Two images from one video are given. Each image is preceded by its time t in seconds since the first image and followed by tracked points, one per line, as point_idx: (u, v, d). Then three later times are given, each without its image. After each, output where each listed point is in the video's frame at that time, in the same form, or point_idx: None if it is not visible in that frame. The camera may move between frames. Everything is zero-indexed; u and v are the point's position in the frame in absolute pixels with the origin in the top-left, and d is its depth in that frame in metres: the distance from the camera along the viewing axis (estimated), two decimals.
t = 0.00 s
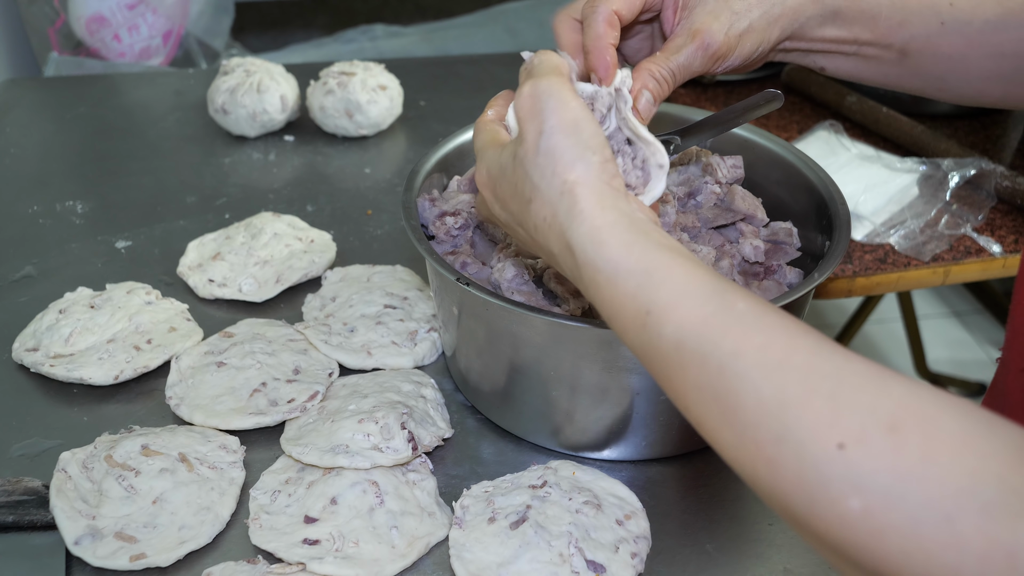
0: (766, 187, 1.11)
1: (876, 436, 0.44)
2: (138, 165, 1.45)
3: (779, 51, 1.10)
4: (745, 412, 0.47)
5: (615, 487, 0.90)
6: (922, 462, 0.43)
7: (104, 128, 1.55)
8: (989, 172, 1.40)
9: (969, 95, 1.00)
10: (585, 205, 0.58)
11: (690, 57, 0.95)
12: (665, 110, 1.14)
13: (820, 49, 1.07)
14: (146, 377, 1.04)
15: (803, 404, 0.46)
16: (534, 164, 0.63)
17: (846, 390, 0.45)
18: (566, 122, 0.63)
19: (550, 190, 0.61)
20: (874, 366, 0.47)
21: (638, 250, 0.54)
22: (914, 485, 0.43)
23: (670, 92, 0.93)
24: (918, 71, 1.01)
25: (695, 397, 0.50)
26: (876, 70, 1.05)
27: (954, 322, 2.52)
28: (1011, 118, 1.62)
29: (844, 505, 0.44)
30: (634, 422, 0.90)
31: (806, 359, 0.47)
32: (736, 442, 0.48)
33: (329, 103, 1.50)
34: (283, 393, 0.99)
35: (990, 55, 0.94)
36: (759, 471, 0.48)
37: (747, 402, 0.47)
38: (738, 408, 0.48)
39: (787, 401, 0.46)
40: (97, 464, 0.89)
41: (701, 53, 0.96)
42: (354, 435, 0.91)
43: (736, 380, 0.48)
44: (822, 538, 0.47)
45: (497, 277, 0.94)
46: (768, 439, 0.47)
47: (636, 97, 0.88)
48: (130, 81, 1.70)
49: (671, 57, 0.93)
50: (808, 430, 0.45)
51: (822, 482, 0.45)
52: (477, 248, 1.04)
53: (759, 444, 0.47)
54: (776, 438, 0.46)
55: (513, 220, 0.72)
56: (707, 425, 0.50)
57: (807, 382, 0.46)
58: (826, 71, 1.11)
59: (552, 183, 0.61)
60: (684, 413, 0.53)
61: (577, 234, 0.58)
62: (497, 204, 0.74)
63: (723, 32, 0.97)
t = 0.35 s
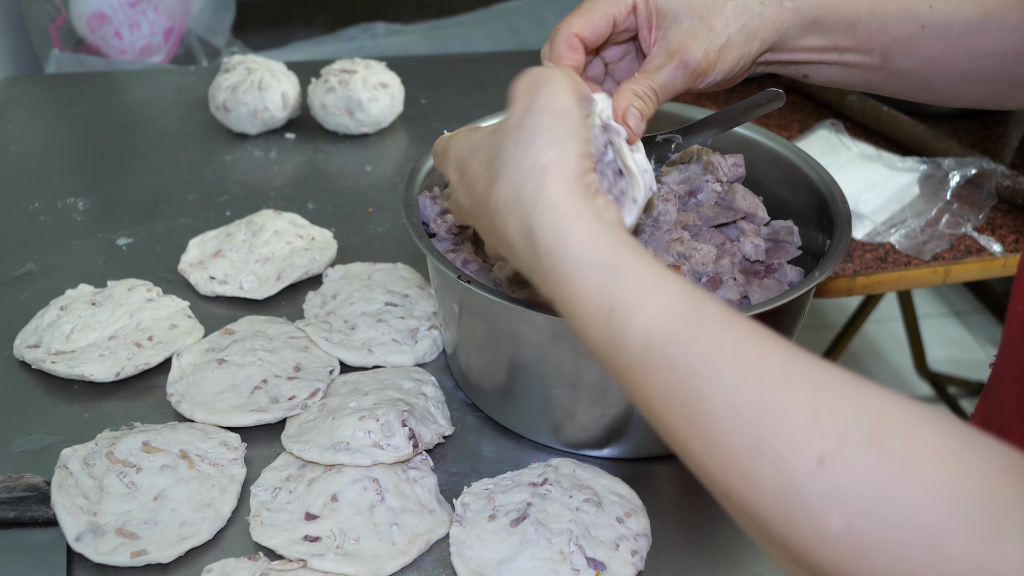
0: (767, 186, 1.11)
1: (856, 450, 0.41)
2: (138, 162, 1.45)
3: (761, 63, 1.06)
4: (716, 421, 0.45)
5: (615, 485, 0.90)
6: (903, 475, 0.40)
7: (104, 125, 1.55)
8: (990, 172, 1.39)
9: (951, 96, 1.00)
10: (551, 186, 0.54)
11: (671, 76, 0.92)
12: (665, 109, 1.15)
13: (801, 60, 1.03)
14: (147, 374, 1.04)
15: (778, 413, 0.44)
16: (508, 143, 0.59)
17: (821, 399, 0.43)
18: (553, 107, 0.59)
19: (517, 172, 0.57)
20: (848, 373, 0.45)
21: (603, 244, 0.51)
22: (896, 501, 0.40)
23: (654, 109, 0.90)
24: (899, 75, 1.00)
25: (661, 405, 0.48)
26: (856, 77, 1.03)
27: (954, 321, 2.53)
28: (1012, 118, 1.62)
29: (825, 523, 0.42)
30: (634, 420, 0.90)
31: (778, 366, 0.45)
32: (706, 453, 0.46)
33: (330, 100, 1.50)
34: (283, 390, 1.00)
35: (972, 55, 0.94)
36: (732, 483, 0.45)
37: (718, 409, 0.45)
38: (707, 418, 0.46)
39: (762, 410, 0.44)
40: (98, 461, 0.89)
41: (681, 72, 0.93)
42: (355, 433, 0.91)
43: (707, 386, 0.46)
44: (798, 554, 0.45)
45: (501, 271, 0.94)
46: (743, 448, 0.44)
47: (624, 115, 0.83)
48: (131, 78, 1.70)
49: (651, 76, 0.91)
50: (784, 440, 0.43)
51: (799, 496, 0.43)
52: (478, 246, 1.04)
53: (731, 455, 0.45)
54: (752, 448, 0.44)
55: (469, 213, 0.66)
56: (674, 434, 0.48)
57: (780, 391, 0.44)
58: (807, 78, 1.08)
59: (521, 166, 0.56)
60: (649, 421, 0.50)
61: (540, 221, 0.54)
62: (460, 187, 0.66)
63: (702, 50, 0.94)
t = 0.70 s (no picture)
0: (770, 184, 1.11)
1: (879, 475, 0.41)
2: (140, 160, 1.46)
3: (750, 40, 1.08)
4: (736, 448, 0.44)
5: (617, 482, 0.90)
6: (928, 503, 0.40)
7: (106, 123, 1.55)
8: (991, 171, 1.40)
9: (939, 84, 1.00)
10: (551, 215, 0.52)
11: (658, 36, 0.94)
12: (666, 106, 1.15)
13: (790, 39, 1.05)
14: (149, 372, 1.04)
15: (801, 442, 0.42)
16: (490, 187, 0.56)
17: (842, 427, 0.42)
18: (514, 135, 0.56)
19: (511, 213, 0.54)
20: (869, 398, 0.43)
21: (612, 263, 0.49)
22: (924, 530, 0.40)
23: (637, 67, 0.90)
24: (888, 61, 1.00)
25: (681, 434, 0.46)
26: (846, 61, 1.04)
27: (955, 320, 2.53)
28: (1014, 117, 1.62)
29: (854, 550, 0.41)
30: (636, 417, 0.90)
31: (797, 391, 0.43)
32: (726, 479, 0.45)
33: (332, 98, 1.50)
34: (286, 388, 1.00)
35: (961, 44, 0.93)
36: (755, 510, 0.44)
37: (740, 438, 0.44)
38: (728, 442, 0.44)
39: (784, 439, 0.43)
40: (101, 458, 0.89)
41: (668, 34, 0.95)
42: (357, 430, 0.91)
43: (724, 411, 0.44)
44: None
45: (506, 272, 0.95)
46: (765, 476, 0.43)
47: (608, 65, 0.81)
48: (132, 76, 1.70)
49: (639, 35, 0.92)
50: (808, 468, 0.42)
51: (825, 529, 0.41)
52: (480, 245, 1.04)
53: (755, 484, 0.43)
54: (775, 476, 0.43)
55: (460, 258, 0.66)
56: (693, 460, 0.46)
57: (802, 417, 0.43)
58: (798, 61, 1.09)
59: (512, 208, 0.54)
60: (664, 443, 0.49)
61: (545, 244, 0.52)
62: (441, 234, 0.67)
63: (691, 14, 0.97)
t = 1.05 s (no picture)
0: (769, 184, 1.11)
1: (943, 473, 0.47)
2: (141, 160, 1.46)
3: (740, 61, 1.07)
4: (820, 445, 0.50)
5: (616, 482, 0.90)
6: (985, 501, 0.46)
7: (107, 123, 1.55)
8: (990, 172, 1.40)
9: (927, 94, 1.02)
10: (650, 234, 0.61)
11: (635, 73, 0.93)
12: (665, 105, 1.15)
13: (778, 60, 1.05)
14: (150, 371, 1.05)
15: (874, 438, 0.49)
16: (583, 204, 0.66)
17: (914, 424, 0.49)
18: (600, 160, 0.66)
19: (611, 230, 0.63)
20: (942, 400, 0.49)
21: (707, 280, 0.56)
22: (980, 524, 0.46)
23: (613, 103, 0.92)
24: (875, 74, 1.01)
25: (768, 429, 0.53)
26: (833, 75, 1.05)
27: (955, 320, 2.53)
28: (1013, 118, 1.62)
29: (913, 538, 0.48)
30: (636, 417, 0.90)
31: (877, 392, 0.50)
32: (807, 471, 0.52)
33: (332, 99, 1.50)
34: (286, 388, 1.00)
35: (949, 56, 0.96)
36: (831, 499, 0.51)
37: (820, 433, 0.51)
38: (810, 439, 0.51)
39: (859, 434, 0.49)
40: (102, 457, 0.90)
41: (647, 70, 0.94)
42: (357, 430, 0.91)
43: (807, 411, 0.51)
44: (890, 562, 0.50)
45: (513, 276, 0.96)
46: (841, 471, 0.50)
47: (581, 105, 0.88)
48: (133, 76, 1.70)
49: (616, 70, 0.92)
50: (877, 464, 0.49)
51: (892, 518, 0.48)
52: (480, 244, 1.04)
53: (830, 476, 0.50)
54: (849, 472, 0.50)
55: (549, 267, 0.76)
56: (780, 453, 0.53)
57: (877, 415, 0.49)
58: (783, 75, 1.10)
59: (610, 220, 0.63)
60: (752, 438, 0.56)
61: (648, 257, 0.60)
62: (525, 247, 0.75)
63: (672, 50, 0.95)
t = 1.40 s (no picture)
0: (769, 185, 1.11)
1: (931, 482, 0.46)
2: (142, 160, 1.46)
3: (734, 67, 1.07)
4: (799, 465, 0.49)
5: (616, 482, 0.90)
6: (978, 506, 0.45)
7: (107, 124, 1.55)
8: (991, 173, 1.40)
9: (923, 96, 1.02)
10: (605, 253, 0.58)
11: (636, 76, 0.91)
12: (666, 107, 1.15)
13: (774, 62, 1.05)
14: (150, 371, 1.05)
15: (855, 453, 0.48)
16: (544, 210, 0.62)
17: (893, 435, 0.48)
18: (569, 163, 0.61)
19: (563, 239, 0.61)
20: (916, 406, 0.49)
21: (666, 297, 0.55)
22: (975, 532, 0.45)
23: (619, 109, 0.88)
24: (871, 75, 1.02)
25: (745, 449, 0.52)
26: (829, 79, 1.05)
27: (955, 321, 2.53)
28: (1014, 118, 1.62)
29: (911, 551, 0.47)
30: (636, 417, 0.90)
31: (850, 404, 0.49)
32: (793, 491, 0.50)
33: (333, 99, 1.50)
34: (286, 388, 1.00)
35: (944, 56, 0.96)
36: (819, 517, 0.50)
37: (799, 451, 0.49)
38: (788, 458, 0.50)
39: (840, 450, 0.48)
40: (103, 457, 0.90)
41: (646, 74, 0.92)
42: (358, 430, 0.91)
43: (782, 431, 0.50)
44: None
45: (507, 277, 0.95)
46: (825, 489, 0.49)
47: (589, 113, 0.81)
48: (134, 76, 1.70)
49: (617, 75, 0.89)
50: (863, 479, 0.48)
51: (884, 531, 0.47)
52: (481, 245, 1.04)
53: (816, 493, 0.49)
54: (833, 489, 0.48)
55: (508, 261, 0.73)
56: (760, 474, 0.52)
57: (855, 428, 0.48)
58: (780, 82, 1.10)
59: (568, 233, 0.61)
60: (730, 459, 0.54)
61: (604, 278, 0.58)
62: (490, 238, 0.73)
63: (668, 51, 0.94)
